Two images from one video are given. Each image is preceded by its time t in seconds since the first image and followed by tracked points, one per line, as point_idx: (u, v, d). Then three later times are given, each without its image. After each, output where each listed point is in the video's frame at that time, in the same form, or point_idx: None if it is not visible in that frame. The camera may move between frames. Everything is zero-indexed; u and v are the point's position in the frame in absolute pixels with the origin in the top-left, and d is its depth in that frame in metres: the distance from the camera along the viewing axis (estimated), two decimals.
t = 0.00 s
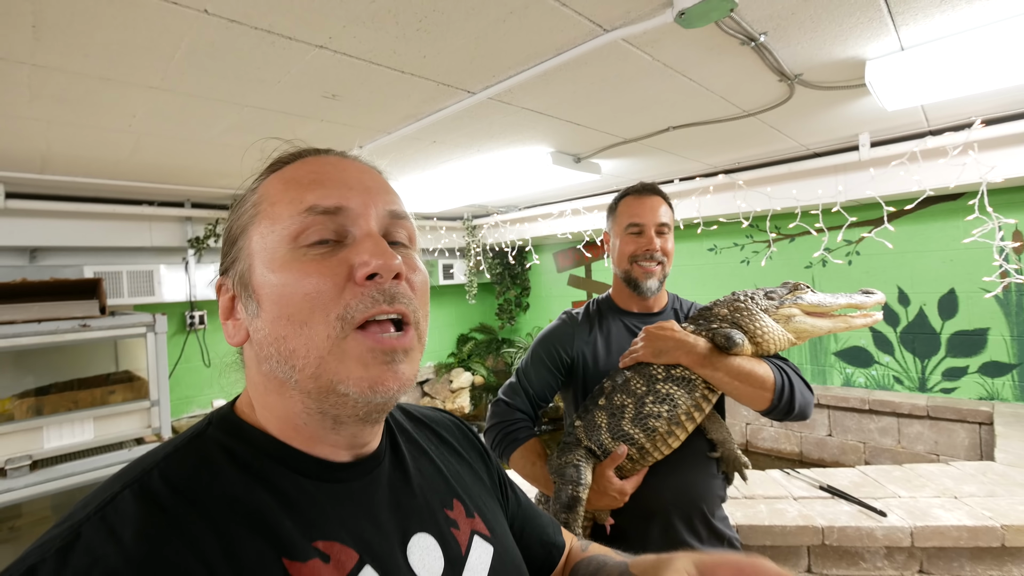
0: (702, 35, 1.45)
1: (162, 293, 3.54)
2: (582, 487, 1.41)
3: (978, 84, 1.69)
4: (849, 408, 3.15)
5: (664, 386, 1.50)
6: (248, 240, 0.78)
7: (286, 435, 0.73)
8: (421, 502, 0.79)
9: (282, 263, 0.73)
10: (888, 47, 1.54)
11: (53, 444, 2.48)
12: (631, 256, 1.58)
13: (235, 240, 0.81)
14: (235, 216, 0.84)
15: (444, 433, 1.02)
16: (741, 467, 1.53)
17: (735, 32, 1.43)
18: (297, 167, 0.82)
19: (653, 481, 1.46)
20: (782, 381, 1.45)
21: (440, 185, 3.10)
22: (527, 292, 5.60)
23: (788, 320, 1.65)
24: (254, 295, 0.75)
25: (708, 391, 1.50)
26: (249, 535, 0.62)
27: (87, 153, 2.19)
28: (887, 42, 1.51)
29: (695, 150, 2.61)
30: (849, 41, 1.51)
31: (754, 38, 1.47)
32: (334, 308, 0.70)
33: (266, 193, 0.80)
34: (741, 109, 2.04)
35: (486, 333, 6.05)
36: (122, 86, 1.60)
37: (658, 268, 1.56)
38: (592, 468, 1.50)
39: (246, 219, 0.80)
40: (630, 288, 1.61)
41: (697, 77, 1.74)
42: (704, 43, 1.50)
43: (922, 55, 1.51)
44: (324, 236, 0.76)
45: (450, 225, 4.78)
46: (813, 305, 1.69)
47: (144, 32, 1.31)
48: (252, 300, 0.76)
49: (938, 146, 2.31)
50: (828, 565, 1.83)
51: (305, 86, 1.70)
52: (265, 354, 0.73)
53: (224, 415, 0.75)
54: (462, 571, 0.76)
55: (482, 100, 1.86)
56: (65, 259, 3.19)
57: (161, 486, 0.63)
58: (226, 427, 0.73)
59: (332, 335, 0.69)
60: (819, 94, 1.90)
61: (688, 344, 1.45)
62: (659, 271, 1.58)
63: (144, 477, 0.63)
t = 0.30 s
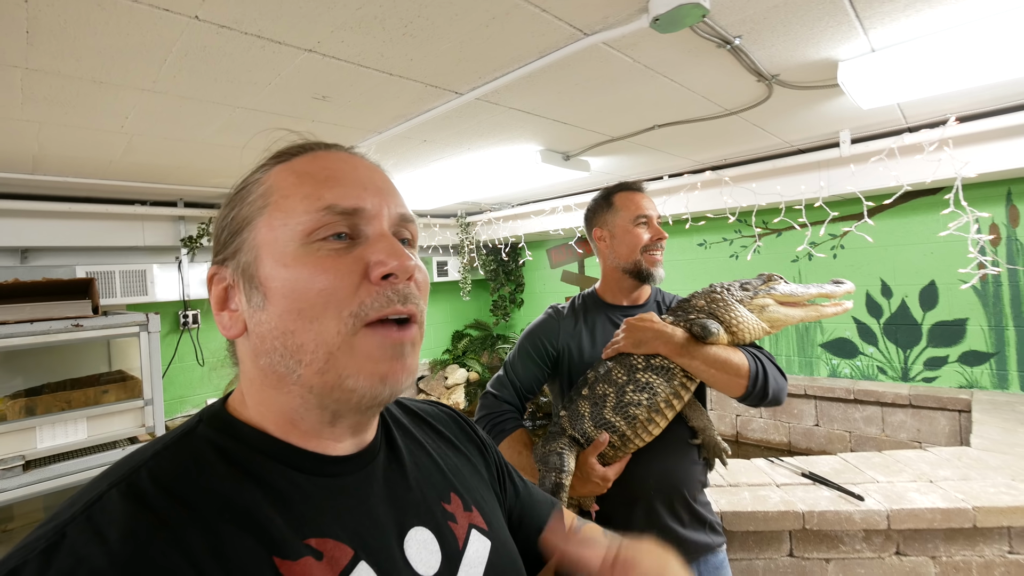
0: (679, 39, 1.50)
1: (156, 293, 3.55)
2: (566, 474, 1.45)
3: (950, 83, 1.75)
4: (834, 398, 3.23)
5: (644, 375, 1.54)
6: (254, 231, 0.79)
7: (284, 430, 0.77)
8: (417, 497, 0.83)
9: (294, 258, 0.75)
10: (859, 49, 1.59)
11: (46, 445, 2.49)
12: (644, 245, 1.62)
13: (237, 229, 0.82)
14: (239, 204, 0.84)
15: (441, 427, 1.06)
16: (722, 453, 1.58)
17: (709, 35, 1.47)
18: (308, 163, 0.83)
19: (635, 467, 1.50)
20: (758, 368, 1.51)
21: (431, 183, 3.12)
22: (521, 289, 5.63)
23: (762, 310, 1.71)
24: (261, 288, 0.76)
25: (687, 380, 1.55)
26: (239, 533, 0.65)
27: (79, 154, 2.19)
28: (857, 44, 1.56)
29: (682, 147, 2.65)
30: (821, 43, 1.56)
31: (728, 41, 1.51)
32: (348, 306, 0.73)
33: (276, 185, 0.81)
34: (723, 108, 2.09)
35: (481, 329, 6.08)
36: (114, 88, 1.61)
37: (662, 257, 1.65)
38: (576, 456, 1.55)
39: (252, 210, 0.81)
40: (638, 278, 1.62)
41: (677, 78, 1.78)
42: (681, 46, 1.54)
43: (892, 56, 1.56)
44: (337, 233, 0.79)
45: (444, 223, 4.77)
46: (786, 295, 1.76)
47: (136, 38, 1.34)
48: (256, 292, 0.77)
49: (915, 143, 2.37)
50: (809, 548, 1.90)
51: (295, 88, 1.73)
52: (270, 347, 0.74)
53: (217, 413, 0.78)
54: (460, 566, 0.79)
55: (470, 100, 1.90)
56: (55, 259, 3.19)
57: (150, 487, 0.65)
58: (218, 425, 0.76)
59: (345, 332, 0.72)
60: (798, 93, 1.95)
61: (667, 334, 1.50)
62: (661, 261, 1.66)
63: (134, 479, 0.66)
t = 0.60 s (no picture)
0: (664, 38, 1.51)
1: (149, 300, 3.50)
2: (562, 471, 1.46)
3: (933, 78, 1.78)
4: (827, 389, 3.27)
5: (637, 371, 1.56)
6: (263, 228, 0.80)
7: (285, 429, 0.77)
8: (414, 494, 0.84)
9: (307, 256, 0.76)
10: (842, 45, 1.62)
11: (42, 453, 2.48)
12: (635, 247, 1.64)
13: (244, 225, 0.82)
14: (247, 199, 0.84)
15: (437, 424, 1.06)
16: (714, 447, 1.59)
17: (694, 33, 1.49)
18: (319, 161, 0.84)
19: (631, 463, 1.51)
20: (747, 361, 1.54)
21: (425, 185, 3.13)
22: (516, 288, 5.65)
23: (751, 305, 1.72)
24: (270, 285, 0.76)
25: (679, 374, 1.58)
26: (240, 534, 0.66)
27: (69, 161, 2.19)
28: (840, 40, 1.58)
29: (673, 145, 2.68)
30: (804, 40, 1.58)
31: (713, 39, 1.53)
32: (360, 305, 0.74)
33: (287, 182, 0.82)
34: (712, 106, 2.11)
35: (477, 329, 6.11)
36: (103, 94, 1.61)
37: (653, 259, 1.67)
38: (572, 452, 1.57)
39: (261, 206, 0.81)
40: (628, 279, 1.66)
41: (664, 76, 1.79)
42: (666, 45, 1.56)
43: (874, 52, 1.58)
44: (350, 232, 0.80)
45: (438, 224, 4.78)
46: (772, 290, 1.77)
47: (123, 44, 1.34)
48: (265, 289, 0.77)
49: (900, 137, 2.41)
50: (804, 538, 1.92)
51: (285, 91, 1.73)
52: (279, 345, 0.75)
53: (213, 415, 0.79)
54: (459, 560, 0.81)
55: (459, 101, 1.91)
56: (47, 267, 3.18)
57: (147, 492, 0.66)
58: (214, 426, 0.76)
59: (356, 332, 0.74)
60: (784, 90, 1.98)
61: (658, 331, 1.49)
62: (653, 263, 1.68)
63: (132, 484, 0.67)
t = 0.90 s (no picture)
0: (666, 24, 1.48)
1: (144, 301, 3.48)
2: (568, 473, 1.42)
3: (939, 65, 1.74)
4: (829, 384, 3.25)
5: (643, 370, 1.52)
6: (268, 225, 0.74)
7: (283, 427, 0.74)
8: (410, 492, 0.81)
9: (317, 257, 0.71)
10: (849, 30, 1.58)
11: (36, 457, 2.45)
12: (601, 249, 1.59)
13: (244, 222, 0.76)
14: (247, 193, 0.78)
15: (431, 425, 1.03)
16: (720, 445, 1.56)
17: (697, 19, 1.45)
18: (326, 156, 0.79)
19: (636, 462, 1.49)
20: (756, 359, 1.51)
21: (421, 181, 3.10)
22: (514, 285, 5.62)
23: (758, 301, 1.69)
24: (277, 286, 0.72)
25: (686, 372, 1.54)
26: (235, 532, 0.63)
27: (57, 160, 2.15)
28: (848, 25, 1.55)
29: (672, 138, 2.64)
30: (810, 25, 1.54)
31: (717, 24, 1.49)
32: (372, 308, 0.71)
33: (294, 177, 0.76)
34: (713, 96, 2.08)
35: (475, 327, 6.08)
36: (86, 90, 1.57)
37: (628, 259, 1.57)
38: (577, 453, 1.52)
39: (264, 202, 0.75)
40: (604, 279, 1.62)
41: (665, 65, 1.76)
42: (667, 32, 1.53)
43: (882, 37, 1.55)
44: (360, 233, 0.75)
45: (434, 222, 4.75)
46: (781, 286, 1.74)
47: (105, 35, 1.30)
48: (271, 290, 0.73)
49: (905, 127, 2.38)
50: (810, 536, 1.90)
51: (276, 85, 1.69)
52: (285, 347, 0.71)
53: (206, 413, 0.74)
54: (454, 558, 0.78)
55: (455, 94, 1.87)
56: (40, 269, 3.14)
57: (139, 492, 0.63)
58: (206, 423, 0.72)
59: (368, 336, 0.71)
60: (787, 79, 1.94)
61: (665, 329, 1.47)
62: (630, 262, 1.58)
63: (124, 483, 0.63)
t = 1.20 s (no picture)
0: (677, 3, 1.43)
1: (147, 293, 3.51)
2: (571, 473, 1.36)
3: (958, 47, 1.68)
4: (840, 378, 3.18)
5: (651, 363, 1.46)
6: (263, 210, 0.70)
7: (282, 418, 0.70)
8: (408, 485, 0.77)
9: (309, 245, 0.67)
10: (871, 8, 1.52)
11: (42, 449, 2.46)
12: (590, 238, 1.58)
13: (242, 206, 0.73)
14: (247, 176, 0.74)
15: (432, 416, 0.99)
16: (729, 440, 1.53)
17: None
18: (326, 140, 0.74)
19: (643, 460, 1.40)
20: (769, 353, 1.47)
21: (423, 172, 3.07)
22: (518, 277, 5.58)
23: (770, 292, 1.65)
24: (269, 273, 0.68)
25: (696, 365, 1.47)
26: (233, 524, 0.60)
27: (57, 151, 2.14)
28: (869, 3, 1.48)
29: (679, 126, 2.58)
30: (829, 4, 1.48)
31: (732, 3, 1.44)
32: (362, 301, 0.66)
33: (291, 161, 0.72)
34: (722, 81, 2.02)
35: (478, 319, 6.05)
36: (81, 77, 1.55)
37: (618, 243, 1.53)
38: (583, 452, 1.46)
39: (261, 187, 0.72)
40: (599, 270, 1.59)
41: (675, 47, 1.70)
42: (678, 11, 1.47)
43: (905, 16, 1.48)
44: (355, 221, 0.70)
45: (436, 213, 4.72)
46: (794, 276, 1.70)
47: (97, 19, 1.27)
48: (263, 277, 0.69)
49: (924, 113, 2.31)
50: (822, 534, 1.85)
51: (274, 71, 1.66)
52: (276, 337, 0.67)
53: (205, 399, 0.70)
54: (452, 552, 0.74)
55: (456, 80, 1.83)
56: (45, 262, 3.15)
57: (138, 479, 0.60)
58: (206, 410, 0.69)
59: (356, 331, 0.66)
60: (801, 62, 1.88)
61: (674, 321, 1.41)
62: (621, 247, 1.54)
63: (121, 470, 0.60)
